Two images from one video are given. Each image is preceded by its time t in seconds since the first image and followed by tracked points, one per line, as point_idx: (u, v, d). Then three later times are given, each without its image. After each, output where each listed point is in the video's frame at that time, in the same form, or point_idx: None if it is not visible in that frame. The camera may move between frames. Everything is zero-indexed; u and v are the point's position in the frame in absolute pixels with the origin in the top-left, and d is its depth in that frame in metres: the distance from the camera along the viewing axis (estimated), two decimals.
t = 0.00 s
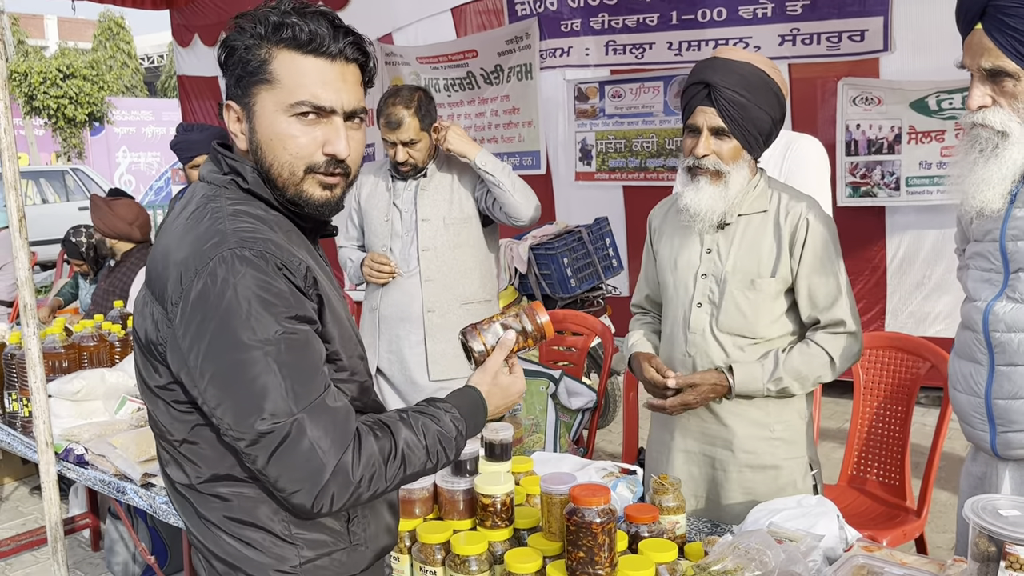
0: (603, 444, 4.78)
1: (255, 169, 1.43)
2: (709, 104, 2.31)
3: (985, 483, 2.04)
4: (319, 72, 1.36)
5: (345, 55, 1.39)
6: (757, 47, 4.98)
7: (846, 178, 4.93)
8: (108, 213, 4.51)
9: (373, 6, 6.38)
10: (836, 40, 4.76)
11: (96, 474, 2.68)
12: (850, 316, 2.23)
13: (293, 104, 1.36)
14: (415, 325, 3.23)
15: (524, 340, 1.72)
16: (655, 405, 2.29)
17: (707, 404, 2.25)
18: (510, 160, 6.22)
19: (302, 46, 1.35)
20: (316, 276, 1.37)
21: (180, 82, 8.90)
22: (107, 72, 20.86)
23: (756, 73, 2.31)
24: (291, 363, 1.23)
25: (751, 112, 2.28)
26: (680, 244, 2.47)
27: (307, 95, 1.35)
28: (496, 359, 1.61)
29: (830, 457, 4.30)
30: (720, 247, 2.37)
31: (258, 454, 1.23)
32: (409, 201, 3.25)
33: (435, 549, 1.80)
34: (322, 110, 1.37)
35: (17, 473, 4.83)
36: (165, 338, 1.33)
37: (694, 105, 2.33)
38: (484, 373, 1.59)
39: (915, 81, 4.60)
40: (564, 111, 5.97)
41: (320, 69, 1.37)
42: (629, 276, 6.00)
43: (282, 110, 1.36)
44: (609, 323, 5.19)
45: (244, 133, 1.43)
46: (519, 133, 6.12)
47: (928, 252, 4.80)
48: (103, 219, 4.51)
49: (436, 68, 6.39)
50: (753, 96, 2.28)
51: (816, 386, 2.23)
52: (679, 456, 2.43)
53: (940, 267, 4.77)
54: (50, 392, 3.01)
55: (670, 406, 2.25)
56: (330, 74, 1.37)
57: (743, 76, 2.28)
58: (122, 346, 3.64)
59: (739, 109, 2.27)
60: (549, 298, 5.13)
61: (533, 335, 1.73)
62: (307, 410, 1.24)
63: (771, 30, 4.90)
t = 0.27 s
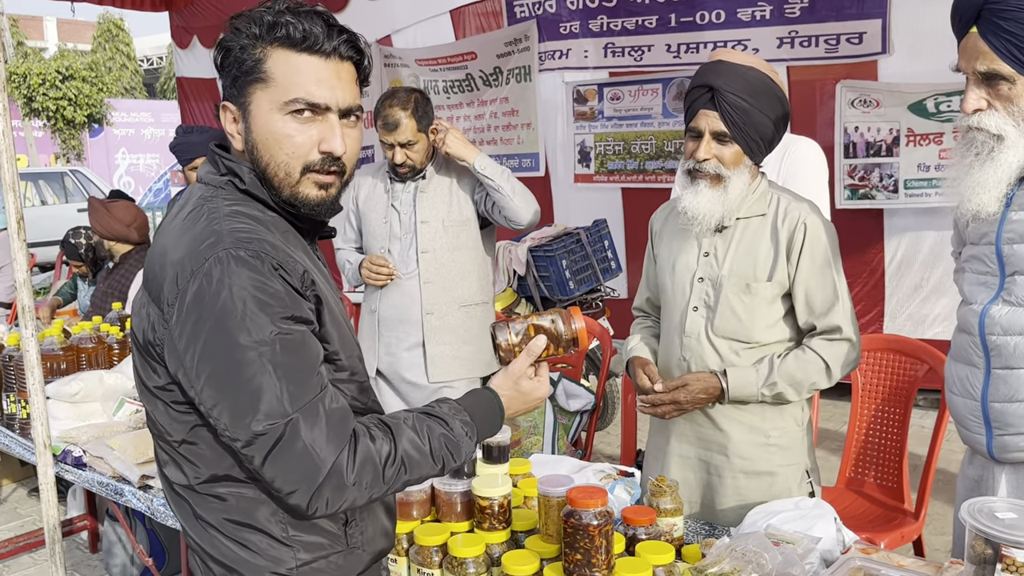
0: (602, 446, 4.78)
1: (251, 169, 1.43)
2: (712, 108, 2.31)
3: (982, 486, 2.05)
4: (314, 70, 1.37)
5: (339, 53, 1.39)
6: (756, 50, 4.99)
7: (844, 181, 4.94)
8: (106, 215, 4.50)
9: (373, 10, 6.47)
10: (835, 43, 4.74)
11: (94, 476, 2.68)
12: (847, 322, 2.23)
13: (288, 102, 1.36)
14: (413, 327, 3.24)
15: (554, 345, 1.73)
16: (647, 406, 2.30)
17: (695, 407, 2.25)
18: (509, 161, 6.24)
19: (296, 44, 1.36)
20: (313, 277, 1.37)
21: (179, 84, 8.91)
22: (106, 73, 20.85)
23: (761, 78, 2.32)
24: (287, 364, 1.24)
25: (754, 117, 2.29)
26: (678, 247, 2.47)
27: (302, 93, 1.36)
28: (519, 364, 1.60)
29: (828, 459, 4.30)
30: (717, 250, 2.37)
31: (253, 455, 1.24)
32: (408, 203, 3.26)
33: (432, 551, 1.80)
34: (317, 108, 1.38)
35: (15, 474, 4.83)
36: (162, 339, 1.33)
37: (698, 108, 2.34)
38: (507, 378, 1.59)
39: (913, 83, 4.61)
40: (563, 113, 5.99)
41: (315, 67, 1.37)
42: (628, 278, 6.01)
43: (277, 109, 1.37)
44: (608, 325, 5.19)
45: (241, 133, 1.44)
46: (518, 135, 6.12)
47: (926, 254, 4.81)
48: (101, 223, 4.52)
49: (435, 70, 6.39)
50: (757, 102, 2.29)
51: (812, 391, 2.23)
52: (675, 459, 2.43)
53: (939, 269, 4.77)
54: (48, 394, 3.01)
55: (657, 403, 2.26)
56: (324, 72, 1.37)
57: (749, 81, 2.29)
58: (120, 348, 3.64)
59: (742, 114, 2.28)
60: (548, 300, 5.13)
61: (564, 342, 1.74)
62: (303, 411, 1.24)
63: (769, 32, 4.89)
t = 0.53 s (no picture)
0: (601, 448, 4.78)
1: (253, 171, 1.43)
2: (717, 111, 2.31)
3: (980, 489, 2.05)
4: (318, 73, 1.37)
5: (343, 55, 1.39)
6: (754, 52, 5.00)
7: (843, 183, 4.94)
8: (105, 216, 4.51)
9: (373, 13, 6.57)
10: (833, 45, 4.76)
11: (92, 477, 2.68)
12: (845, 326, 2.23)
13: (292, 105, 1.36)
14: (410, 328, 3.24)
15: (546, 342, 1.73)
16: (645, 410, 2.26)
17: (695, 410, 2.24)
18: (507, 163, 6.25)
19: (300, 47, 1.36)
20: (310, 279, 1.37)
21: (179, 86, 8.91)
22: (106, 75, 20.86)
23: (766, 82, 2.32)
24: (284, 366, 1.23)
25: (758, 123, 2.30)
26: (676, 249, 2.47)
27: (306, 95, 1.36)
28: (509, 362, 1.58)
29: (827, 462, 4.30)
30: (715, 252, 2.37)
31: (250, 457, 1.23)
32: (410, 205, 3.26)
33: (430, 553, 1.80)
34: (320, 110, 1.37)
35: (13, 476, 4.83)
36: (159, 341, 1.33)
37: (702, 110, 2.34)
38: (497, 377, 1.57)
39: (912, 85, 4.62)
40: (561, 115, 5.96)
41: (319, 70, 1.37)
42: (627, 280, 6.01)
43: (280, 111, 1.36)
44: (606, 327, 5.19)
45: (242, 135, 1.44)
46: (517, 137, 6.13)
47: (925, 256, 4.81)
48: (100, 225, 4.53)
49: (434, 72, 6.40)
50: (761, 107, 2.30)
51: (810, 395, 2.24)
52: (673, 461, 2.43)
53: (937, 272, 4.78)
54: (46, 396, 3.01)
55: (658, 408, 2.24)
56: (328, 75, 1.37)
57: (755, 85, 2.30)
58: (119, 350, 3.64)
59: (746, 119, 2.28)
60: (546, 302, 5.13)
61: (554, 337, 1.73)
62: (299, 414, 1.24)
63: (767, 35, 4.92)
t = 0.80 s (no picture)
0: (600, 449, 4.78)
1: (255, 171, 1.43)
2: (710, 111, 2.31)
3: (978, 490, 2.05)
4: (317, 70, 1.37)
5: (340, 52, 1.39)
6: (753, 53, 5.00)
7: (842, 184, 4.94)
8: (103, 217, 4.51)
9: (372, 14, 6.58)
10: (832, 47, 4.77)
11: (91, 478, 2.67)
12: (841, 323, 2.24)
13: (295, 104, 1.36)
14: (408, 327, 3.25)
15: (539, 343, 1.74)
16: (644, 404, 2.27)
17: (694, 406, 2.24)
18: (506, 164, 6.25)
19: (298, 45, 1.36)
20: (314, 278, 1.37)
21: (178, 87, 8.91)
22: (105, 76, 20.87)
23: (759, 82, 2.32)
24: (290, 366, 1.24)
25: (752, 123, 2.29)
26: (671, 248, 2.47)
27: (310, 93, 1.36)
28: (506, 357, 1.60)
29: (825, 463, 4.30)
30: (711, 251, 2.37)
31: (256, 457, 1.23)
32: (416, 206, 3.27)
33: (429, 554, 1.80)
34: (323, 108, 1.37)
35: (11, 476, 4.82)
36: (163, 342, 1.32)
37: (695, 111, 2.33)
38: (495, 371, 1.59)
39: (911, 87, 4.62)
40: (560, 116, 5.95)
41: (318, 67, 1.37)
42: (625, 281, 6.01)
43: (283, 110, 1.36)
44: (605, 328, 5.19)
45: (243, 136, 1.43)
46: (515, 138, 6.14)
47: (923, 258, 4.81)
48: (98, 225, 4.52)
49: (433, 73, 6.39)
50: (755, 107, 2.29)
51: (807, 392, 2.24)
52: (671, 461, 2.43)
53: (936, 273, 4.78)
54: (45, 396, 3.01)
55: (658, 406, 2.24)
56: (327, 72, 1.38)
57: (748, 85, 2.29)
58: (117, 350, 3.63)
59: (740, 119, 2.28)
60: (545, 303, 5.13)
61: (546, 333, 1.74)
62: (306, 413, 1.24)
63: (766, 36, 4.93)
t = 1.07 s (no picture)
0: (599, 450, 4.78)
1: (255, 170, 1.43)
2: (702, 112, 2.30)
3: (977, 491, 2.05)
4: (313, 67, 1.37)
5: (336, 48, 1.39)
6: (753, 54, 5.00)
7: (841, 185, 4.94)
8: (98, 219, 4.51)
9: (372, 15, 6.58)
10: (832, 47, 4.76)
11: (90, 478, 2.67)
12: (835, 321, 2.23)
13: (297, 102, 1.36)
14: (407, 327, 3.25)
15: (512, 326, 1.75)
16: (643, 409, 2.27)
17: (693, 408, 2.23)
18: (505, 164, 6.25)
19: (296, 43, 1.36)
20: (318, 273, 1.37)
21: (178, 87, 8.91)
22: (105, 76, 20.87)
23: (750, 81, 2.32)
24: (299, 362, 1.24)
25: (744, 122, 2.29)
26: (667, 248, 2.47)
27: (313, 91, 1.36)
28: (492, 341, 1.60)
29: (825, 463, 4.30)
30: (706, 250, 2.37)
31: (269, 455, 1.23)
32: (432, 199, 3.29)
33: (428, 554, 1.80)
34: (324, 104, 1.38)
35: (10, 477, 4.82)
36: (170, 342, 1.32)
37: (687, 112, 2.33)
38: (482, 355, 1.59)
39: (911, 88, 4.62)
40: (559, 116, 5.95)
41: (315, 65, 1.37)
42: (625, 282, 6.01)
43: (286, 108, 1.36)
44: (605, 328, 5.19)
45: (242, 136, 1.42)
46: (514, 138, 6.15)
47: (923, 258, 4.81)
48: (95, 227, 4.53)
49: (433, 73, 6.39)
50: (747, 106, 2.29)
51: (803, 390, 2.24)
52: (670, 461, 2.43)
53: (936, 274, 4.78)
54: (43, 397, 3.01)
55: (658, 409, 2.24)
56: (325, 70, 1.38)
57: (739, 85, 2.29)
58: (117, 350, 3.63)
59: (732, 119, 2.28)
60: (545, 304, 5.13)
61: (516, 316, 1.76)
62: (317, 409, 1.24)
63: (766, 37, 4.92)
